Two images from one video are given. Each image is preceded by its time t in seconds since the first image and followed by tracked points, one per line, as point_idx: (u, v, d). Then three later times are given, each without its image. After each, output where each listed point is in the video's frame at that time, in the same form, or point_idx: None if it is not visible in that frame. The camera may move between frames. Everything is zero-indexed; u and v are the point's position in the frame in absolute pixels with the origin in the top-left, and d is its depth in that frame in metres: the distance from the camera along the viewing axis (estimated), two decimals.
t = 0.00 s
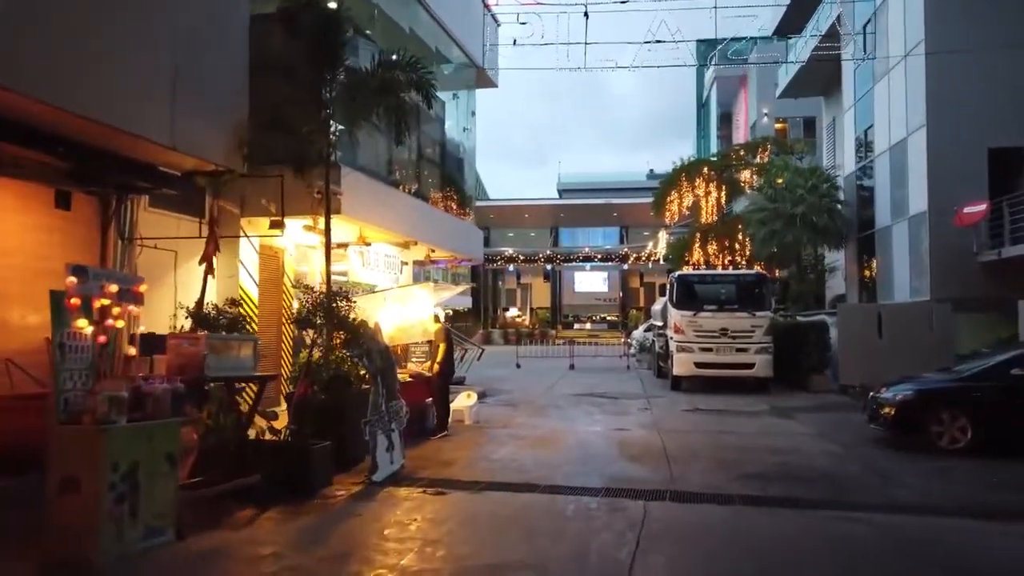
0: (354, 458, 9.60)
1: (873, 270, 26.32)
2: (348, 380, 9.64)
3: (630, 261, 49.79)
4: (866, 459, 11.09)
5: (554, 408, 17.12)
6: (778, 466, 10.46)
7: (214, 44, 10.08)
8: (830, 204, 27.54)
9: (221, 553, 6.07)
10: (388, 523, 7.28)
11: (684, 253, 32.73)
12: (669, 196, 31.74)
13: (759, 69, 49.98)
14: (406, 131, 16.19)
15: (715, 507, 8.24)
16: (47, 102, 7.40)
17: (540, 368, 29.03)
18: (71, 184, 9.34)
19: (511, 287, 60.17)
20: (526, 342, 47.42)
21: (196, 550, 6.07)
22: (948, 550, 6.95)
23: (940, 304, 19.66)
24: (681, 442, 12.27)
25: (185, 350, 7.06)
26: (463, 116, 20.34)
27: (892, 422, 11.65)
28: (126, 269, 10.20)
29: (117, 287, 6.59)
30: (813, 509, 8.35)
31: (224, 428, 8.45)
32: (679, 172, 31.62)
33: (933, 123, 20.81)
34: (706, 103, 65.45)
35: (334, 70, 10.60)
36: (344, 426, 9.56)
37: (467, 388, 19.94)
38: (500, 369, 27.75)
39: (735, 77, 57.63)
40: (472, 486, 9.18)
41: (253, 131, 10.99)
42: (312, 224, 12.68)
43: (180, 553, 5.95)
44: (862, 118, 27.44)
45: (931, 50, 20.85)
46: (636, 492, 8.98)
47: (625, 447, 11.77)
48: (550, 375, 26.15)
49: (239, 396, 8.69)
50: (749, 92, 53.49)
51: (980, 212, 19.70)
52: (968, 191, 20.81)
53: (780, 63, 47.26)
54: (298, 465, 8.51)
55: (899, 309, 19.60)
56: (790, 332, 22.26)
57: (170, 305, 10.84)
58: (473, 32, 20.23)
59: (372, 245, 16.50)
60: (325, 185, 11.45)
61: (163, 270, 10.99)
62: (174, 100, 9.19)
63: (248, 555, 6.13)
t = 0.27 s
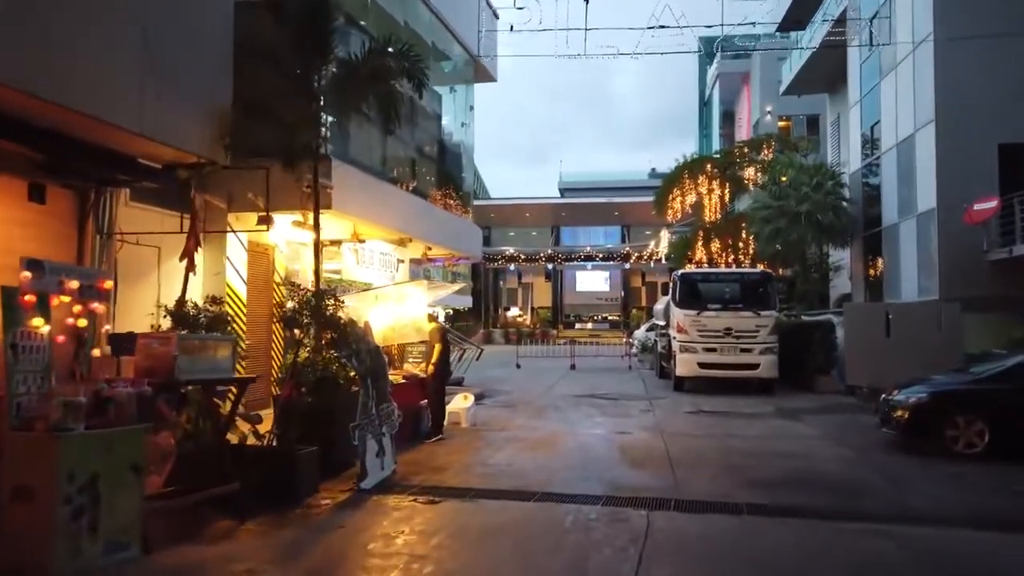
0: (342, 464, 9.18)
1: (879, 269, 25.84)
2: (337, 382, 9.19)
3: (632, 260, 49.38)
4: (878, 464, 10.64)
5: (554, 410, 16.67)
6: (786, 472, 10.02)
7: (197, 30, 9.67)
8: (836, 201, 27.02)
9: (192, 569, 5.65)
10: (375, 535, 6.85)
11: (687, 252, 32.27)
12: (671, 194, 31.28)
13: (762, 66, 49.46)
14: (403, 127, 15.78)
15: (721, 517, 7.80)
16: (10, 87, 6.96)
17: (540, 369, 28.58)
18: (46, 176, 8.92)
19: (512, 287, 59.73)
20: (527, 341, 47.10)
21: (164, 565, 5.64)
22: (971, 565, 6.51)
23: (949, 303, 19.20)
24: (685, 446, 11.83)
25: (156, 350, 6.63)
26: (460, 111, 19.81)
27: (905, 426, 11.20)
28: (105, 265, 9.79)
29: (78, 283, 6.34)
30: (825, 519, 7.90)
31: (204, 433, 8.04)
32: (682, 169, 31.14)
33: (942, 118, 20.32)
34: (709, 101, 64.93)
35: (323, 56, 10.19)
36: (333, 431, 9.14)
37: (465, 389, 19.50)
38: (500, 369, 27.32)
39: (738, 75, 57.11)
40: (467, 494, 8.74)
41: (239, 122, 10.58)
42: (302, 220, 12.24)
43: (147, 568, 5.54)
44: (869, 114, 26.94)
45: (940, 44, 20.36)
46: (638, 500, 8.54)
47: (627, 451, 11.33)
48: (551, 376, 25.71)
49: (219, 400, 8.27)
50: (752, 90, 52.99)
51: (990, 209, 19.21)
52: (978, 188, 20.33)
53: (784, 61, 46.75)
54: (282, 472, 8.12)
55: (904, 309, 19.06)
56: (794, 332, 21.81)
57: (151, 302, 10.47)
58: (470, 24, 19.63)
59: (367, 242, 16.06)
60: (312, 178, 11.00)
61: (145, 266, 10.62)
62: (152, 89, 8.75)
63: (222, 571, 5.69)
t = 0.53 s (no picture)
0: (328, 471, 8.74)
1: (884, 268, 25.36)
2: (322, 386, 8.67)
3: (634, 260, 48.98)
4: (890, 471, 10.17)
5: (552, 413, 16.22)
6: (794, 480, 9.55)
7: (175, 17, 9.22)
8: (841, 199, 26.51)
9: None
10: (357, 554, 6.40)
11: (689, 251, 31.78)
12: (673, 192, 30.84)
13: (765, 64, 48.95)
14: (398, 122, 15.29)
15: (727, 530, 7.34)
16: None
17: (540, 369, 28.13)
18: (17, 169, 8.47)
19: (513, 287, 59.28)
20: (528, 342, 46.85)
21: None
22: None
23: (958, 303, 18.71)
24: (688, 451, 11.36)
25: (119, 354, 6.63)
26: (456, 106, 19.29)
27: (917, 431, 10.72)
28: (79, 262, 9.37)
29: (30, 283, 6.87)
30: (838, 533, 7.41)
31: (180, 440, 7.60)
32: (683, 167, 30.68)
33: (952, 113, 19.83)
34: (710, 100, 64.44)
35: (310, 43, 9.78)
36: (318, 436, 8.70)
37: (462, 391, 19.04)
38: (499, 370, 26.89)
39: (740, 74, 56.60)
40: (457, 505, 8.27)
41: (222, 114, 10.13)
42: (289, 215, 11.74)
43: None
44: (874, 110, 26.43)
45: (948, 37, 19.87)
46: (639, 511, 8.05)
47: (628, 457, 10.87)
48: (551, 376, 25.24)
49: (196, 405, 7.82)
50: (754, 88, 52.53)
51: (999, 207, 18.55)
52: (987, 185, 19.85)
53: (786, 59, 46.26)
54: (263, 480, 7.68)
55: (909, 307, 18.52)
56: (799, 332, 21.30)
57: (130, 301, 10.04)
58: (467, 16, 19.11)
59: (360, 240, 15.57)
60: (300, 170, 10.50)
61: (125, 263, 10.20)
62: (125, 76, 8.27)
63: None
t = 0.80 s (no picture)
0: (310, 479, 8.24)
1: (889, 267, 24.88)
2: (302, 388, 8.19)
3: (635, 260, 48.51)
4: (901, 478, 9.68)
5: (550, 415, 15.77)
6: (800, 488, 9.07)
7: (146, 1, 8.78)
8: (845, 196, 25.99)
9: None
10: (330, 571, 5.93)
11: (691, 249, 31.37)
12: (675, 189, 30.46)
13: (767, 62, 48.46)
14: (390, 115, 14.74)
15: (728, 543, 6.88)
16: None
17: (539, 370, 27.64)
18: None
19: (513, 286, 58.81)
20: (528, 342, 46.44)
21: None
22: None
23: (966, 301, 18.22)
24: (689, 456, 10.89)
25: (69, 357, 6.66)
26: (451, 99, 18.81)
27: (928, 435, 10.25)
28: (49, 258, 8.93)
29: None
30: (848, 546, 6.95)
31: (148, 447, 7.12)
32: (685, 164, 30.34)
33: (959, 108, 19.35)
34: (712, 99, 64.02)
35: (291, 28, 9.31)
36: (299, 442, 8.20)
37: (458, 392, 18.61)
38: (498, 371, 26.46)
39: (742, 72, 56.05)
40: (443, 516, 7.80)
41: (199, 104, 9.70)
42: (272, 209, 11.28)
43: None
44: (879, 105, 25.94)
45: (956, 29, 19.39)
46: (635, 521, 7.59)
47: (626, 463, 10.39)
48: (550, 377, 24.75)
49: (166, 409, 7.35)
50: (756, 86, 52.04)
51: (1009, 204, 17.98)
52: (996, 181, 19.35)
53: (788, 55, 45.76)
54: (236, 488, 7.22)
55: (916, 306, 18.07)
56: (803, 332, 20.82)
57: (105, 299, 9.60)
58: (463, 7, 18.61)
59: (351, 237, 15.11)
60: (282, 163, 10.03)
61: (102, 260, 9.76)
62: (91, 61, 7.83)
63: None
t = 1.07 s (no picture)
0: (289, 489, 7.79)
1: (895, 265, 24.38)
2: (280, 393, 7.73)
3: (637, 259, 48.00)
4: (915, 486, 9.21)
5: (548, 419, 15.31)
6: (809, 498, 8.60)
7: None
8: (851, 193, 25.47)
9: None
10: None
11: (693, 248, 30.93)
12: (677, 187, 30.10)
13: (769, 59, 47.92)
14: (381, 108, 14.16)
15: (734, 559, 6.42)
16: None
17: (540, 371, 27.19)
18: None
19: (515, 286, 58.28)
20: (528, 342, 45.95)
21: None
22: None
23: (977, 301, 17.72)
24: (692, 463, 10.44)
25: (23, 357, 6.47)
26: (447, 94, 18.36)
27: (943, 441, 9.77)
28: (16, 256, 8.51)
29: None
30: (862, 562, 6.49)
31: (112, 456, 6.75)
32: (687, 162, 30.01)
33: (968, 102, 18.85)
34: (714, 97, 63.46)
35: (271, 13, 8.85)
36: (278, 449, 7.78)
37: (455, 394, 18.15)
38: (497, 372, 26.00)
39: (745, 69, 55.48)
40: (430, 529, 7.34)
41: (175, 96, 9.33)
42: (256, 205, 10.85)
43: None
44: (885, 101, 25.45)
45: (965, 21, 18.89)
46: (634, 535, 7.13)
47: (627, 470, 9.94)
48: (551, 378, 24.30)
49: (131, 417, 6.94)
50: (758, 84, 51.51)
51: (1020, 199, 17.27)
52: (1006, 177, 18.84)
53: (791, 53, 45.23)
54: (203, 499, 6.82)
55: (928, 307, 17.63)
56: (808, 333, 20.33)
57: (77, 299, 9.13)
58: None
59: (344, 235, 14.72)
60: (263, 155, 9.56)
61: (77, 258, 9.34)
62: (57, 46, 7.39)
63: None
